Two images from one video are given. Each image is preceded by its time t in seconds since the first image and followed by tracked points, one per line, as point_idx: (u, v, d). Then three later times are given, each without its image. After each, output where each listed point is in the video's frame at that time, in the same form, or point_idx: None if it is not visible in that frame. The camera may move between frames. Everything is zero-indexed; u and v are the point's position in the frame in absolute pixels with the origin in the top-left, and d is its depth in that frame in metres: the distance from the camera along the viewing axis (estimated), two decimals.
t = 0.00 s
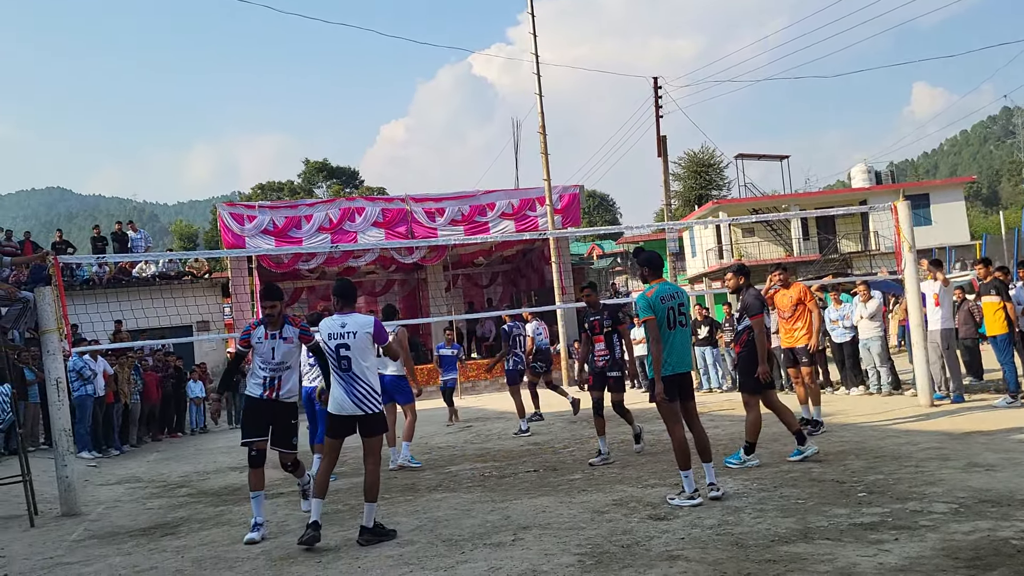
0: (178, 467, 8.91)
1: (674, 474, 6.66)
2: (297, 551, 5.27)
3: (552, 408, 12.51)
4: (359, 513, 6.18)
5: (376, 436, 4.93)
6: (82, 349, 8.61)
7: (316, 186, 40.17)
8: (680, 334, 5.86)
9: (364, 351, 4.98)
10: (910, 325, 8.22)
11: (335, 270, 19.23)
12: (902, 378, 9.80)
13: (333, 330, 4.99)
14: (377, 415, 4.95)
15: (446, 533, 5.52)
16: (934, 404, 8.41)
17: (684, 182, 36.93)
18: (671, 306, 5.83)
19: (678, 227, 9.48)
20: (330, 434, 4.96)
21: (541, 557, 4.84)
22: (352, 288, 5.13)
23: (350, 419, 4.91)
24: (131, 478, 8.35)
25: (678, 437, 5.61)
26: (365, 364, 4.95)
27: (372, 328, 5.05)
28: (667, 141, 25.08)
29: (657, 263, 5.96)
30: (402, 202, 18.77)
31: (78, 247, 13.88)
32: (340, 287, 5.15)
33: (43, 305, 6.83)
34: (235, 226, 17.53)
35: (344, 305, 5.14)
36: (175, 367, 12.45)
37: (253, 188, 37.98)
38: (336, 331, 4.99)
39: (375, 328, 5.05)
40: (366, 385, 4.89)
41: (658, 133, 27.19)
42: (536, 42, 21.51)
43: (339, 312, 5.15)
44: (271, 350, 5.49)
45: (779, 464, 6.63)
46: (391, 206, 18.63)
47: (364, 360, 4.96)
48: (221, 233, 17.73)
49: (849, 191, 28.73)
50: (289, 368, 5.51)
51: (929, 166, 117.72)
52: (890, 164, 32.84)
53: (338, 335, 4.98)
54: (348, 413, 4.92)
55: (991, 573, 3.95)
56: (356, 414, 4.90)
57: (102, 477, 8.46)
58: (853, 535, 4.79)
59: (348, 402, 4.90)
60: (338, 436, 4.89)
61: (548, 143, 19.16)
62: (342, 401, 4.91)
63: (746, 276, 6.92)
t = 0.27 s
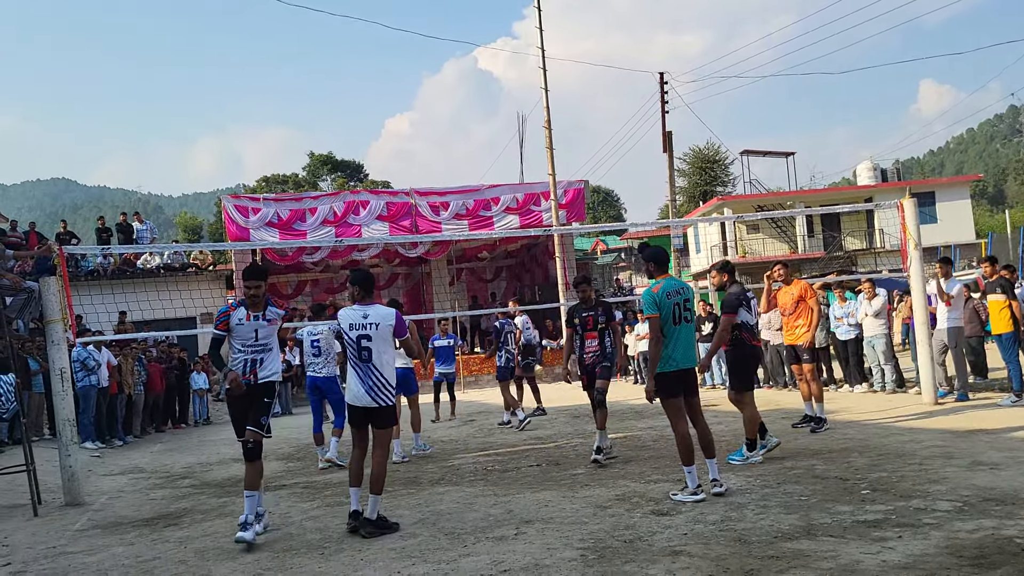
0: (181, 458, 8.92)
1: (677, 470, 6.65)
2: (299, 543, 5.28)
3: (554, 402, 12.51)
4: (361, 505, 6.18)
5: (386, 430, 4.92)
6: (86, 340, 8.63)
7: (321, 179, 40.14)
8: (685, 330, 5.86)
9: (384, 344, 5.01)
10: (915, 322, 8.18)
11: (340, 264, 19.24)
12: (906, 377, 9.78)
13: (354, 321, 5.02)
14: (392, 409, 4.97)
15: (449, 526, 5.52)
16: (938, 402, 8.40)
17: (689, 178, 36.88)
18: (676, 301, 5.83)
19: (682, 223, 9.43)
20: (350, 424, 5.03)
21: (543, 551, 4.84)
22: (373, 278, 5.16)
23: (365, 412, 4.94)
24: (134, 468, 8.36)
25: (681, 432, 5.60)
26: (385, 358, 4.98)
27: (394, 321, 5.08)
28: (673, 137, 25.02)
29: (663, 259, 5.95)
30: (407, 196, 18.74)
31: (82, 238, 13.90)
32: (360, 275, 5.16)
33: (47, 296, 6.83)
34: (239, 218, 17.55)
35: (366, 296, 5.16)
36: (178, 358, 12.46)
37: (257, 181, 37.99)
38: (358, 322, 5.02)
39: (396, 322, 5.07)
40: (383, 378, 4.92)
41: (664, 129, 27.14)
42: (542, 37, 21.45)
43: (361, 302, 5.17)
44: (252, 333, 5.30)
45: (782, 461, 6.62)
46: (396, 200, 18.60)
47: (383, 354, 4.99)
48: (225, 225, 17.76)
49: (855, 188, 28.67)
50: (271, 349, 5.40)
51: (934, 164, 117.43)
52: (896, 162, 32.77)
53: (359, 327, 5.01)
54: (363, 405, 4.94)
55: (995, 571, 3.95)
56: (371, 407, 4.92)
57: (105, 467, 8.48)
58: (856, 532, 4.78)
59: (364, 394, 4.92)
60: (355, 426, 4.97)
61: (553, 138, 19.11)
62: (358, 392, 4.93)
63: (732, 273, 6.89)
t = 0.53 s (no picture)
0: (190, 450, 8.95)
1: (685, 467, 6.64)
2: (307, 535, 5.29)
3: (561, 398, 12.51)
4: (369, 499, 6.19)
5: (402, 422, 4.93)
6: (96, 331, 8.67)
7: (330, 173, 40.17)
8: (695, 327, 5.84)
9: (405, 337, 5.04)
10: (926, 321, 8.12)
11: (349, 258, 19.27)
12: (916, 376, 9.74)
13: (376, 313, 5.03)
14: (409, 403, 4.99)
15: (456, 520, 5.53)
16: (948, 402, 8.36)
17: (699, 174, 36.79)
18: (686, 298, 5.81)
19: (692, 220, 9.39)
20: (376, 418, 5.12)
21: (551, 547, 4.84)
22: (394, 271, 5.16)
23: (384, 404, 4.94)
24: (143, 460, 8.40)
25: (690, 429, 5.60)
26: (405, 351, 5.00)
27: (415, 314, 5.11)
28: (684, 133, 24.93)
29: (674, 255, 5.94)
30: (416, 190, 18.76)
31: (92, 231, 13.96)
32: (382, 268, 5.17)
33: (58, 287, 6.85)
34: (249, 212, 17.58)
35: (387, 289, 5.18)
36: (187, 350, 12.50)
37: (267, 175, 38.07)
38: (380, 314, 5.04)
39: (417, 317, 5.11)
40: (403, 371, 4.94)
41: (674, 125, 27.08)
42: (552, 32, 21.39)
43: (382, 295, 5.19)
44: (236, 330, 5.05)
45: (791, 459, 6.60)
46: (405, 194, 18.62)
47: (403, 347, 5.01)
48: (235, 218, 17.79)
49: (866, 186, 28.54)
50: (256, 351, 5.08)
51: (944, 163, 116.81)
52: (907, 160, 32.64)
53: (381, 319, 5.03)
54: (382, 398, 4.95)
55: (1006, 572, 3.93)
56: (390, 400, 4.92)
57: (114, 458, 8.51)
58: (865, 531, 4.77)
59: (384, 386, 4.92)
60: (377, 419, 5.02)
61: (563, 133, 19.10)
62: (378, 385, 4.94)
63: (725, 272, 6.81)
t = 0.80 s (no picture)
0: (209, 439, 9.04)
1: (702, 464, 6.62)
2: (326, 526, 5.33)
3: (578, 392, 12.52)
4: (386, 490, 6.22)
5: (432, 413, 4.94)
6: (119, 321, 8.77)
7: (349, 165, 40.30)
8: (715, 323, 5.80)
9: (431, 328, 5.03)
10: (949, 319, 8.05)
11: (368, 250, 19.34)
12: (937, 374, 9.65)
13: (404, 305, 5.11)
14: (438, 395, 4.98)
15: (474, 513, 5.55)
16: (970, 401, 8.28)
17: (719, 169, 36.61)
18: (706, 294, 5.77)
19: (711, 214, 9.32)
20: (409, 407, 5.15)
21: (568, 540, 4.86)
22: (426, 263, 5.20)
23: (412, 397, 4.99)
24: (164, 449, 8.49)
25: (708, 425, 5.59)
26: (430, 343, 5.00)
27: (441, 305, 5.07)
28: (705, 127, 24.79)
29: (694, 251, 5.91)
30: (435, 183, 18.80)
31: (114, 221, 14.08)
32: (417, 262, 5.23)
33: (82, 276, 6.92)
34: (270, 204, 17.66)
35: (420, 281, 5.22)
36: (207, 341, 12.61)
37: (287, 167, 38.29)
38: (408, 306, 5.10)
39: (443, 307, 5.05)
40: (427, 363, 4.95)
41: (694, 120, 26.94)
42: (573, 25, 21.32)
43: (416, 287, 5.25)
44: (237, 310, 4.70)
45: (810, 457, 6.57)
46: (425, 187, 18.66)
47: (429, 338, 5.02)
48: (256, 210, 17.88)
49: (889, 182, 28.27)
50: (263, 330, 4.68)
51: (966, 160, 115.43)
52: (931, 157, 32.31)
53: (409, 311, 5.10)
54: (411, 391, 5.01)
55: None
56: (417, 392, 4.96)
57: (136, 446, 8.61)
58: (885, 529, 4.74)
59: (411, 379, 4.98)
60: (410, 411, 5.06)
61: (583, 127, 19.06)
62: (406, 378, 5.01)
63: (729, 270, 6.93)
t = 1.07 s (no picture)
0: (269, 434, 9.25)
1: (760, 466, 6.53)
2: (384, 521, 5.41)
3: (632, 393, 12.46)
4: (443, 488, 6.28)
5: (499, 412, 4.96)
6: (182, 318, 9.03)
7: (405, 164, 40.81)
8: (774, 323, 5.72)
9: (502, 327, 5.11)
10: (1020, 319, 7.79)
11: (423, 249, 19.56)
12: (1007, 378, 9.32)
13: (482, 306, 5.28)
14: (507, 394, 5.00)
15: (531, 512, 5.56)
16: None
17: (777, 167, 36.02)
18: (765, 294, 5.69)
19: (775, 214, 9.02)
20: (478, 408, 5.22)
21: (624, 541, 4.84)
22: (509, 266, 5.34)
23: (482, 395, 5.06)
24: (225, 442, 8.71)
25: (767, 427, 5.52)
26: (500, 341, 5.08)
27: (514, 305, 5.15)
28: (761, 125, 24.39)
29: (753, 251, 5.82)
30: (491, 182, 18.91)
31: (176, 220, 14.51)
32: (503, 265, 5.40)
33: (149, 274, 7.14)
34: (328, 202, 17.96)
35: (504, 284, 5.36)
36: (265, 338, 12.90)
37: (344, 167, 38.99)
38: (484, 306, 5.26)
39: (514, 306, 5.13)
40: (495, 361, 5.02)
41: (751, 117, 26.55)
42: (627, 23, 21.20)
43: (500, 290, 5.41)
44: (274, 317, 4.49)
45: (873, 461, 6.42)
46: (480, 186, 18.79)
47: (500, 337, 5.09)
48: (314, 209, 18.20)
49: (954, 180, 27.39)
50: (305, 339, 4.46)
51: None
52: (1001, 155, 31.21)
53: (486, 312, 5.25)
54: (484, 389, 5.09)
55: None
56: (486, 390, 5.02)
57: (199, 440, 8.86)
58: (952, 537, 4.61)
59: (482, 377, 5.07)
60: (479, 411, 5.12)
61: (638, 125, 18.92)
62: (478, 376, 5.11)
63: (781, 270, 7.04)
